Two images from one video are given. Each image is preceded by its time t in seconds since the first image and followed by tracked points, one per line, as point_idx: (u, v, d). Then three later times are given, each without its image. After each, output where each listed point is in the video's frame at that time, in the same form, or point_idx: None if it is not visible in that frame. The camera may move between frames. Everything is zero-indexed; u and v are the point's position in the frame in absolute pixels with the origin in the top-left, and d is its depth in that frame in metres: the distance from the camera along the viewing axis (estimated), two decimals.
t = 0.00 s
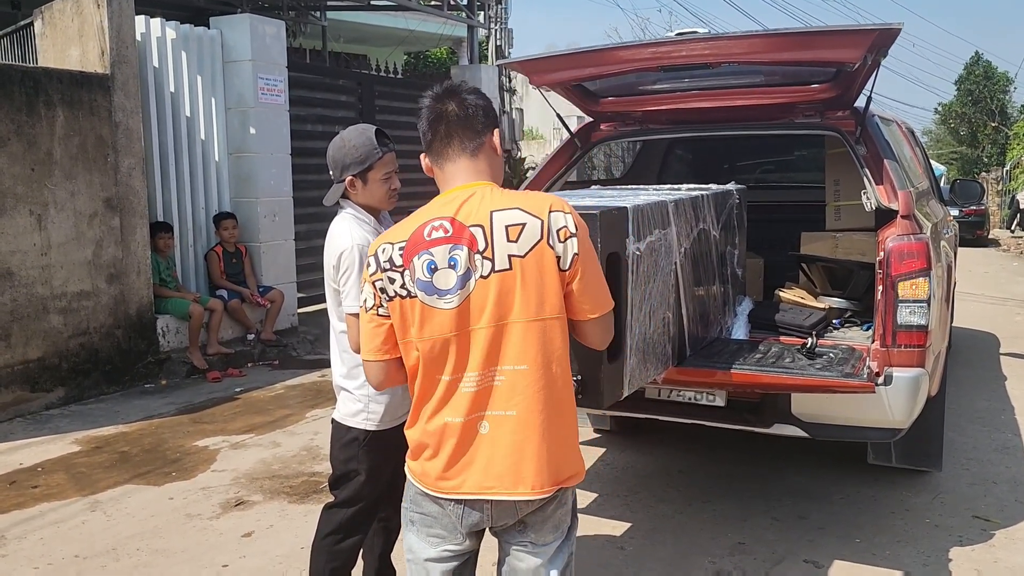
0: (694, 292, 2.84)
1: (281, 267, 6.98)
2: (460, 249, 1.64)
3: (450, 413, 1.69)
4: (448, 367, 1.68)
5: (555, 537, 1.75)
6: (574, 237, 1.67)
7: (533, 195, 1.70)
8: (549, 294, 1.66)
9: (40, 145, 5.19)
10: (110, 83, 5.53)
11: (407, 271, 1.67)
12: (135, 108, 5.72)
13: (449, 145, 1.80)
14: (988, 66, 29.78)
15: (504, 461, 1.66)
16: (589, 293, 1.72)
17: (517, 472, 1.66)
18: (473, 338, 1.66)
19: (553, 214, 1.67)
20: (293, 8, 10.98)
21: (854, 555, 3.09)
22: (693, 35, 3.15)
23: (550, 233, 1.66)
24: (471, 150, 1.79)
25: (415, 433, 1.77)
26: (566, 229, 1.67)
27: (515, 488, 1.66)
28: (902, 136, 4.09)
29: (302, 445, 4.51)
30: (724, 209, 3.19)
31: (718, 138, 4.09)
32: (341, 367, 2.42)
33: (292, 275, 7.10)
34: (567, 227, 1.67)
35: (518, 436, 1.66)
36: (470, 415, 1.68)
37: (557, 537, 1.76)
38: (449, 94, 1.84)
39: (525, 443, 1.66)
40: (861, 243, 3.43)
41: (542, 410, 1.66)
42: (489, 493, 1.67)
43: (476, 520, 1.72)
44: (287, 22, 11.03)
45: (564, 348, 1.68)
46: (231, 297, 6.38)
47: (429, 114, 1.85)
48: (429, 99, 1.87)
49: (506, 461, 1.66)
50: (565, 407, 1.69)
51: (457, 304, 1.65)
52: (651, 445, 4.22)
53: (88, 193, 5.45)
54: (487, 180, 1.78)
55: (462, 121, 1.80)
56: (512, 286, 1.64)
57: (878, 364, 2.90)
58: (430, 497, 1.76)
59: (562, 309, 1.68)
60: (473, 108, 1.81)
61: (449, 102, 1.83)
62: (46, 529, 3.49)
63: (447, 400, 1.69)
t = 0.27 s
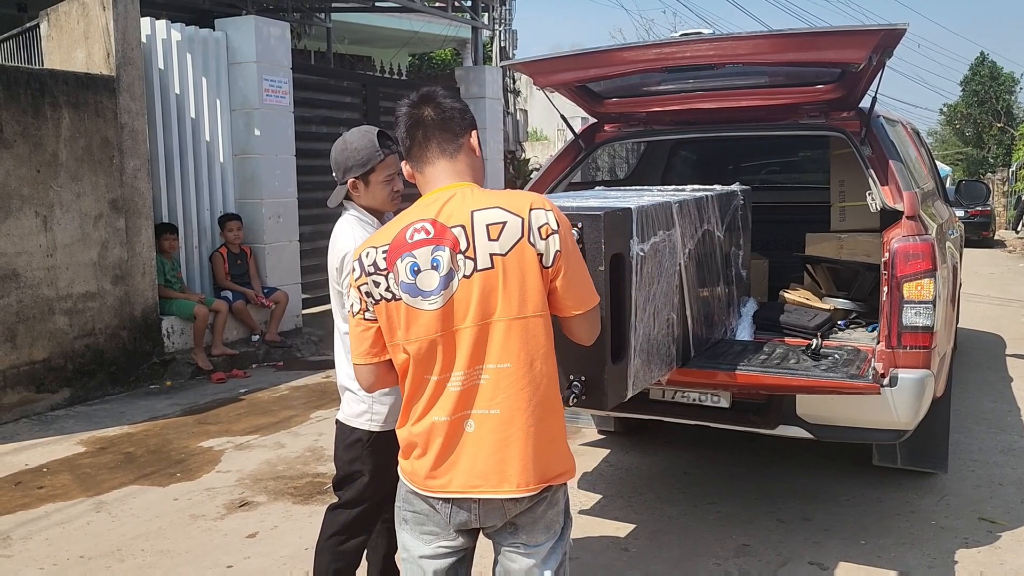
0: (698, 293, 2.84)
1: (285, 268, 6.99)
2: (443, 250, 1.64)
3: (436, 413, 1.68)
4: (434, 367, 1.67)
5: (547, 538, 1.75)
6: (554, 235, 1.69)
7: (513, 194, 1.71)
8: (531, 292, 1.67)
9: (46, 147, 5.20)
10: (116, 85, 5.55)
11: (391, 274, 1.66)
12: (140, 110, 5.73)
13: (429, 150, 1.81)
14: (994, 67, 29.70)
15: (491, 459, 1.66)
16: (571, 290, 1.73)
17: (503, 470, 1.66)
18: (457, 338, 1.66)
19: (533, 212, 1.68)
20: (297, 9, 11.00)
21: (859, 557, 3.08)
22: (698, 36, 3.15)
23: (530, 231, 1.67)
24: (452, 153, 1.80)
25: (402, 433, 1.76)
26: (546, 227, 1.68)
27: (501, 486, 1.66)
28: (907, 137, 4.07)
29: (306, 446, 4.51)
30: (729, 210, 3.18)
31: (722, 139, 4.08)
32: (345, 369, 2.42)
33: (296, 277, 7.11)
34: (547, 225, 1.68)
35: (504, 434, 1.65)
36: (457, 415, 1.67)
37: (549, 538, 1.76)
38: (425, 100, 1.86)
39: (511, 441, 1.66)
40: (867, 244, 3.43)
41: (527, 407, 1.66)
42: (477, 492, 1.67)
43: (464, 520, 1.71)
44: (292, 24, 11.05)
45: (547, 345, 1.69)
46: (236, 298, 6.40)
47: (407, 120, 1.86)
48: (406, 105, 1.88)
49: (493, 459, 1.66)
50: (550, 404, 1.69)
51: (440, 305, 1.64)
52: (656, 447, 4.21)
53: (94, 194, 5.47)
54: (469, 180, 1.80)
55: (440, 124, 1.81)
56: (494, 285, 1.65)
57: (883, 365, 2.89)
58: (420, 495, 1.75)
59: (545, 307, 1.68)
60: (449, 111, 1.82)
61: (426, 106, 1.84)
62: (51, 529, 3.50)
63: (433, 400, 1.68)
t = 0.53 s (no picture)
0: (703, 295, 2.83)
1: (290, 269, 7.00)
2: (433, 255, 1.63)
3: (428, 416, 1.68)
4: (426, 371, 1.67)
5: (544, 540, 1.75)
6: (544, 238, 1.67)
7: (503, 198, 1.69)
8: (520, 296, 1.66)
9: (51, 149, 5.21)
10: (121, 87, 5.57)
11: (383, 279, 1.66)
12: (145, 112, 5.75)
13: (423, 153, 1.81)
14: (1000, 65, 29.60)
15: (482, 463, 1.66)
16: (562, 295, 1.71)
17: (494, 474, 1.65)
18: (448, 342, 1.66)
19: (522, 216, 1.67)
20: (302, 11, 11.01)
21: (865, 559, 3.07)
22: (702, 37, 3.14)
23: (519, 235, 1.65)
24: (446, 156, 1.80)
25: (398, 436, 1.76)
26: (536, 230, 1.66)
27: (492, 490, 1.65)
28: (913, 137, 4.06)
29: (311, 448, 4.51)
30: (733, 211, 3.17)
31: (726, 139, 4.07)
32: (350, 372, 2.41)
33: (301, 278, 7.12)
34: (537, 229, 1.66)
35: (495, 438, 1.65)
36: (448, 419, 1.67)
37: (546, 540, 1.75)
38: (420, 103, 1.85)
39: (502, 445, 1.65)
40: (873, 244, 3.42)
41: (517, 412, 1.66)
42: (469, 495, 1.67)
43: (459, 522, 1.71)
44: (297, 26, 11.07)
45: (537, 349, 1.68)
46: (241, 299, 6.41)
47: (401, 123, 1.85)
48: (401, 108, 1.88)
49: (485, 463, 1.65)
50: (541, 408, 1.68)
51: (431, 309, 1.64)
52: (661, 448, 4.20)
53: (99, 196, 5.48)
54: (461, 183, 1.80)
55: (434, 128, 1.80)
56: (484, 289, 1.64)
57: (889, 367, 2.88)
58: (416, 496, 1.76)
59: (534, 311, 1.67)
60: (442, 114, 1.82)
61: (420, 110, 1.84)
62: (57, 532, 3.51)
63: (426, 404, 1.68)
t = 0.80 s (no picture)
0: (706, 292, 2.82)
1: (294, 268, 7.00)
2: (432, 252, 1.63)
3: (428, 414, 1.68)
4: (425, 369, 1.67)
5: (545, 538, 1.74)
6: (544, 237, 1.66)
7: (503, 196, 1.69)
8: (519, 295, 1.65)
9: (55, 149, 5.22)
10: (124, 87, 5.57)
11: (383, 276, 1.66)
12: (148, 112, 5.75)
13: (424, 150, 1.80)
14: (1005, 61, 29.51)
15: (481, 461, 1.65)
16: (561, 293, 1.70)
17: (493, 473, 1.65)
18: (447, 340, 1.65)
19: (522, 214, 1.66)
20: (304, 11, 11.02)
21: (870, 556, 3.07)
22: (704, 34, 3.14)
23: (518, 233, 1.65)
24: (447, 154, 1.79)
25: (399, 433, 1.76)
26: (535, 229, 1.66)
27: (491, 489, 1.65)
28: (917, 134, 4.04)
29: (315, 446, 4.52)
30: (737, 208, 3.16)
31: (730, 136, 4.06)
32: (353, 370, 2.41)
33: (305, 277, 7.12)
34: (536, 227, 1.66)
35: (494, 436, 1.65)
36: (447, 417, 1.67)
37: (547, 538, 1.75)
38: (422, 100, 1.84)
39: (501, 444, 1.65)
40: (877, 241, 3.36)
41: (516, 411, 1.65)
42: (468, 494, 1.66)
43: (459, 519, 1.71)
44: (299, 25, 11.08)
45: (537, 348, 1.67)
46: (245, 299, 6.41)
47: (403, 119, 1.85)
48: (403, 104, 1.87)
49: (484, 462, 1.65)
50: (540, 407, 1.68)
51: (430, 307, 1.64)
52: (664, 446, 4.20)
53: (103, 196, 5.49)
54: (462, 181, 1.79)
55: (435, 125, 1.80)
56: (482, 288, 1.64)
57: (893, 364, 2.87)
58: (416, 493, 1.76)
59: (533, 309, 1.66)
60: (445, 111, 1.81)
61: (423, 106, 1.83)
62: (62, 531, 3.51)
63: (425, 402, 1.68)
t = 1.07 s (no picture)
0: (708, 290, 2.82)
1: (296, 269, 7.01)
2: (437, 253, 1.63)
3: (433, 415, 1.68)
4: (430, 369, 1.67)
5: (550, 538, 1.74)
6: (549, 238, 1.66)
7: (509, 196, 1.69)
8: (525, 296, 1.65)
9: (56, 151, 5.23)
10: (125, 89, 5.58)
11: (387, 276, 1.66)
12: (150, 114, 5.76)
13: (428, 149, 1.80)
14: (1007, 58, 29.46)
15: (486, 462, 1.65)
16: (566, 294, 1.70)
17: (498, 474, 1.64)
18: (452, 340, 1.65)
19: (528, 215, 1.66)
20: (306, 12, 11.02)
21: (874, 555, 3.06)
22: (705, 32, 3.13)
23: (524, 234, 1.65)
24: (450, 153, 1.79)
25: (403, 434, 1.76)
26: (541, 230, 1.66)
27: (495, 490, 1.64)
28: (919, 131, 4.04)
29: (318, 447, 4.52)
30: (738, 206, 3.16)
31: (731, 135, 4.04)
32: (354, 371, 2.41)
33: (307, 278, 7.13)
34: (542, 228, 1.65)
35: (499, 437, 1.64)
36: (452, 417, 1.66)
37: (552, 538, 1.74)
38: (426, 98, 1.84)
39: (506, 444, 1.64)
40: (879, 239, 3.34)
41: (522, 411, 1.65)
42: (472, 495, 1.66)
43: (465, 519, 1.71)
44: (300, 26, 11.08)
45: (542, 349, 1.67)
46: (246, 300, 6.42)
47: (408, 118, 1.85)
48: (408, 103, 1.87)
49: (489, 463, 1.65)
50: (546, 408, 1.68)
51: (435, 308, 1.64)
52: (667, 445, 4.19)
53: (105, 198, 5.50)
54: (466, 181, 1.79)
55: (439, 124, 1.79)
56: (488, 288, 1.64)
57: (896, 362, 2.86)
58: (421, 494, 1.76)
59: (539, 310, 1.66)
60: (449, 110, 1.80)
61: (427, 105, 1.83)
62: (65, 533, 3.52)
63: (430, 402, 1.68)
